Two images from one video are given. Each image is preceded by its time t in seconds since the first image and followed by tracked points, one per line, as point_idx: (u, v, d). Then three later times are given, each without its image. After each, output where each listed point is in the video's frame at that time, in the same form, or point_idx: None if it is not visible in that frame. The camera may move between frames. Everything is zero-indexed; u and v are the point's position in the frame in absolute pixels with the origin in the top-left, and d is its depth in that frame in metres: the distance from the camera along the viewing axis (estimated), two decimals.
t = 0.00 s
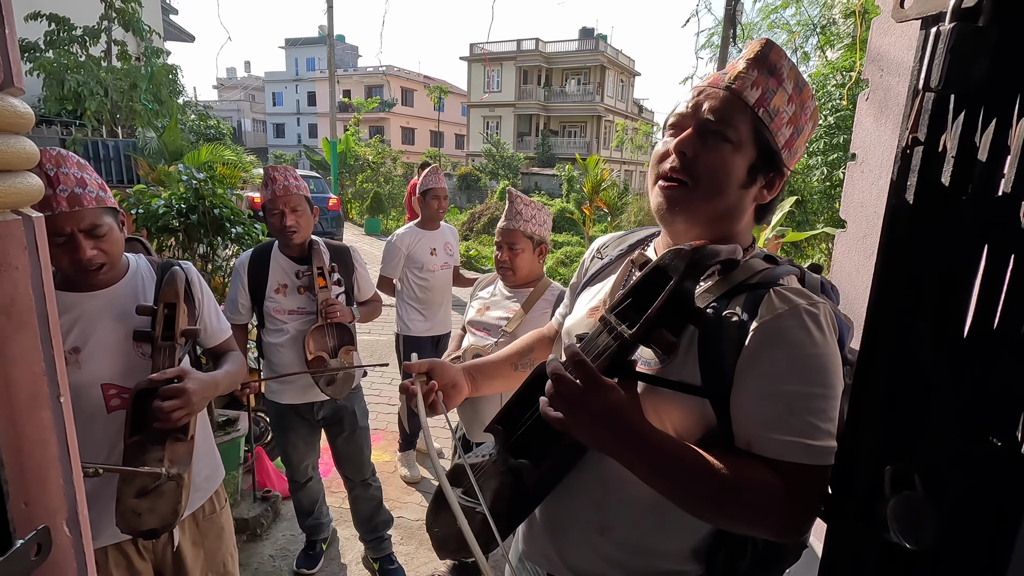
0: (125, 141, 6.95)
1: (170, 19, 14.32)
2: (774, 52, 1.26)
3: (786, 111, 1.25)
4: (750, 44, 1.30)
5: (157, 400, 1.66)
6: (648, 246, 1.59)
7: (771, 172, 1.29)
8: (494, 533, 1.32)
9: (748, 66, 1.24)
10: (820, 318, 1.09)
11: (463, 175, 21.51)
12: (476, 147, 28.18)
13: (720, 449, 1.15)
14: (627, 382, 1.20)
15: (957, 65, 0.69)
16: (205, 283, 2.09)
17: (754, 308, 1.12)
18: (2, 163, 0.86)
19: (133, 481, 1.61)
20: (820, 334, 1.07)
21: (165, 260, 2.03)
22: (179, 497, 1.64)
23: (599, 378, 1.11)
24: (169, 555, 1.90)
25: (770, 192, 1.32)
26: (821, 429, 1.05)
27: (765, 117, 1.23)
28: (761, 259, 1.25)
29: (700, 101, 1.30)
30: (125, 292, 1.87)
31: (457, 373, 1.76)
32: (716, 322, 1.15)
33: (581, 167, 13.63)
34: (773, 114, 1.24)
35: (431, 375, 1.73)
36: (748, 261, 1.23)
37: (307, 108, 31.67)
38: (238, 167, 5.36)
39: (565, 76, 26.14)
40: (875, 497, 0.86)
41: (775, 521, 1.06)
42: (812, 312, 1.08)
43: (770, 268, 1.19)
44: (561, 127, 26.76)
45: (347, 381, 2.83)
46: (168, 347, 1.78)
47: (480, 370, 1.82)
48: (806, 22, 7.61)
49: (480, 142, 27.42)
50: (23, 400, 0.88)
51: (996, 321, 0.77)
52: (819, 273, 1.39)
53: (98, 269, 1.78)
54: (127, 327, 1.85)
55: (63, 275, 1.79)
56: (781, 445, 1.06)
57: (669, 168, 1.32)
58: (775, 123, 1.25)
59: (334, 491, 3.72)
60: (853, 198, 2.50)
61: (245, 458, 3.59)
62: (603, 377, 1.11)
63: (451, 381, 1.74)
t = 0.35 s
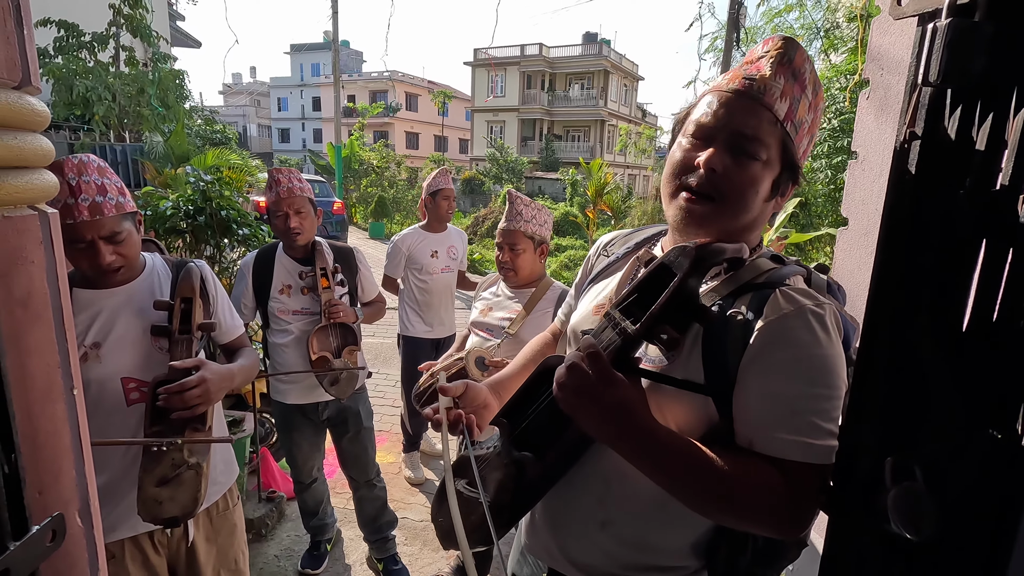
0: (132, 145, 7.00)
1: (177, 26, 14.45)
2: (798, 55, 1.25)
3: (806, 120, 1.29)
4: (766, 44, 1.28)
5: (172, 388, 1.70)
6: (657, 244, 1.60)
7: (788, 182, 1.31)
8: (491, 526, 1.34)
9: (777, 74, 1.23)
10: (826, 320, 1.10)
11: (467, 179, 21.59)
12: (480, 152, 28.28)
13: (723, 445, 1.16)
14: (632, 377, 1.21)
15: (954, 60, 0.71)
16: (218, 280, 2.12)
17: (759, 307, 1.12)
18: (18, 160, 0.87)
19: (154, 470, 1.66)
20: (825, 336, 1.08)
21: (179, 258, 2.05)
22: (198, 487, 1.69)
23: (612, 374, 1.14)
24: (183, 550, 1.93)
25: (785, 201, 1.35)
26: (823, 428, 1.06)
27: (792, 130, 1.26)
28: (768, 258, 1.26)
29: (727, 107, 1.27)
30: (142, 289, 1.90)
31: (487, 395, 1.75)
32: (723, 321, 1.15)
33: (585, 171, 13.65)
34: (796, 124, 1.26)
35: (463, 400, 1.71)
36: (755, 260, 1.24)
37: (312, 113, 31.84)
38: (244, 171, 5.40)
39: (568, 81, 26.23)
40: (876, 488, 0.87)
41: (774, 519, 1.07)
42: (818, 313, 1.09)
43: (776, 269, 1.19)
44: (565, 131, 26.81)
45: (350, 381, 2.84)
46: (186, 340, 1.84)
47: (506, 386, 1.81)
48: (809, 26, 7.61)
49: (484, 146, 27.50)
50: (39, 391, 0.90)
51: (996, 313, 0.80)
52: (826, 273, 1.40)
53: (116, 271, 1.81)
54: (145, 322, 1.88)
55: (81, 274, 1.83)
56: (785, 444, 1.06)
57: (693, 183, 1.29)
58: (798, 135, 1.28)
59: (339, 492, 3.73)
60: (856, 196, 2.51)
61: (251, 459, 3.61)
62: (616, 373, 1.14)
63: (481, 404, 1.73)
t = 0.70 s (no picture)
0: (140, 148, 7.03)
1: (184, 30, 14.55)
2: (804, 44, 1.25)
3: (811, 110, 1.28)
4: (769, 34, 1.28)
5: (191, 381, 1.72)
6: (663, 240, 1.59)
7: (793, 172, 1.30)
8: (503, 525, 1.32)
9: (782, 62, 1.23)
10: (837, 312, 1.08)
11: (471, 184, 21.64)
12: (484, 156, 28.35)
13: (736, 443, 1.14)
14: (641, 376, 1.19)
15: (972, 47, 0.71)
16: (233, 279, 2.13)
17: (769, 302, 1.11)
18: (28, 151, 0.88)
19: (168, 466, 1.66)
20: (838, 330, 1.06)
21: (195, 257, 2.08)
22: (212, 482, 1.69)
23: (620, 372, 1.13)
24: (194, 548, 1.92)
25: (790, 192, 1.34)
26: (837, 424, 1.04)
27: (798, 119, 1.25)
28: (774, 251, 1.24)
29: (732, 96, 1.26)
30: (161, 285, 1.92)
31: (480, 372, 1.79)
32: (731, 314, 1.15)
33: (589, 175, 13.64)
34: (803, 115, 1.26)
35: (456, 373, 1.75)
36: (763, 254, 1.23)
37: (318, 118, 31.97)
38: (250, 174, 5.43)
39: (573, 86, 26.29)
40: (890, 487, 0.86)
41: (786, 517, 1.05)
42: (829, 306, 1.07)
43: (784, 262, 1.18)
44: (569, 136, 26.84)
45: (356, 380, 2.84)
46: (202, 336, 1.84)
47: (502, 370, 1.84)
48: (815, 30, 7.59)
49: (489, 151, 27.54)
50: (47, 384, 0.90)
51: (1012, 309, 0.77)
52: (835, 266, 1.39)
53: (143, 268, 1.86)
54: (163, 318, 1.89)
55: (103, 270, 1.86)
56: (801, 441, 1.04)
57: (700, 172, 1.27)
58: (804, 125, 1.27)
59: (344, 494, 3.72)
60: (865, 194, 2.49)
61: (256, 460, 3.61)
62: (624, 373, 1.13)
63: (474, 379, 1.77)
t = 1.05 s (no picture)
0: (144, 151, 7.04)
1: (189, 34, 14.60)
2: (778, 39, 1.25)
3: (790, 103, 1.28)
4: (743, 32, 1.29)
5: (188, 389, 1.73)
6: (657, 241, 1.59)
7: (776, 167, 1.30)
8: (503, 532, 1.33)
9: (758, 55, 1.23)
10: (827, 304, 1.07)
11: (475, 187, 21.66)
12: (488, 160, 28.38)
13: (731, 443, 1.13)
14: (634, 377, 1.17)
15: (978, 44, 0.70)
16: (242, 277, 2.14)
17: (758, 298, 1.11)
18: (29, 150, 0.88)
19: (171, 462, 1.67)
20: (830, 322, 1.05)
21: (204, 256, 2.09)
22: (214, 480, 1.70)
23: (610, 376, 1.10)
24: (198, 548, 1.92)
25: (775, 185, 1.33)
26: (835, 419, 1.03)
27: (778, 112, 1.24)
28: (764, 246, 1.26)
29: (710, 93, 1.27)
30: (171, 282, 1.92)
31: (471, 343, 1.88)
32: (722, 309, 1.14)
33: (593, 178, 13.64)
34: (782, 108, 1.25)
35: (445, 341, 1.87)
36: (752, 250, 1.24)
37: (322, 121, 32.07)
38: (254, 177, 5.45)
39: (576, 89, 26.31)
40: (893, 489, 0.85)
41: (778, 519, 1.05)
42: (820, 300, 1.07)
43: (774, 257, 1.19)
44: (573, 139, 26.86)
45: (358, 381, 2.86)
46: (208, 334, 1.86)
47: (496, 346, 1.90)
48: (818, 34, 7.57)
49: (492, 154, 27.57)
50: (48, 383, 0.90)
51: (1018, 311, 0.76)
52: (828, 261, 1.40)
53: (153, 268, 1.86)
54: (171, 316, 1.89)
55: (113, 268, 1.86)
56: (796, 437, 1.04)
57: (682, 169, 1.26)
58: (784, 118, 1.26)
59: (345, 496, 3.72)
60: (868, 194, 2.49)
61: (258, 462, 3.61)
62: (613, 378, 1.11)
63: (463, 349, 1.88)
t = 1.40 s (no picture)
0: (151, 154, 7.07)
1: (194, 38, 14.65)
2: (779, 41, 1.23)
3: (792, 108, 1.28)
4: (743, 32, 1.25)
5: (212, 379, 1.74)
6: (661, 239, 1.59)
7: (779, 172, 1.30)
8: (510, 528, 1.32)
9: (763, 63, 1.21)
10: (823, 297, 1.06)
11: (478, 189, 21.69)
12: (491, 162, 28.42)
13: (733, 438, 1.13)
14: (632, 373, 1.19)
15: (986, 43, 0.71)
16: (252, 277, 2.15)
17: (753, 292, 1.11)
18: (43, 149, 0.89)
19: (184, 460, 1.68)
20: (824, 313, 1.04)
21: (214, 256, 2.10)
22: (227, 477, 1.72)
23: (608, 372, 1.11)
24: (207, 546, 1.93)
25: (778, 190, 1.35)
26: (833, 411, 1.03)
27: (782, 120, 1.25)
28: (764, 240, 1.25)
29: (715, 102, 1.24)
30: (181, 282, 1.94)
31: (470, 380, 1.76)
32: (717, 305, 1.15)
33: (597, 180, 13.65)
34: (785, 117, 1.26)
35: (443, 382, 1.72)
36: (751, 243, 1.23)
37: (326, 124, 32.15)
38: (260, 179, 5.48)
39: (579, 92, 26.34)
40: (905, 488, 0.86)
41: (785, 514, 1.05)
42: (814, 292, 1.06)
43: (771, 251, 1.17)
44: (576, 141, 26.88)
45: (367, 381, 2.86)
46: (219, 334, 1.86)
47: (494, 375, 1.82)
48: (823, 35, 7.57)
49: (496, 157, 27.60)
50: (63, 380, 0.91)
51: None
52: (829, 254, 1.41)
53: (161, 266, 1.88)
54: (182, 315, 1.91)
55: (124, 267, 1.87)
56: (795, 430, 1.03)
57: (693, 182, 1.26)
58: (786, 124, 1.27)
59: (351, 497, 3.73)
60: (877, 192, 2.49)
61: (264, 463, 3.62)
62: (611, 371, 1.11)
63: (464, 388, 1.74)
